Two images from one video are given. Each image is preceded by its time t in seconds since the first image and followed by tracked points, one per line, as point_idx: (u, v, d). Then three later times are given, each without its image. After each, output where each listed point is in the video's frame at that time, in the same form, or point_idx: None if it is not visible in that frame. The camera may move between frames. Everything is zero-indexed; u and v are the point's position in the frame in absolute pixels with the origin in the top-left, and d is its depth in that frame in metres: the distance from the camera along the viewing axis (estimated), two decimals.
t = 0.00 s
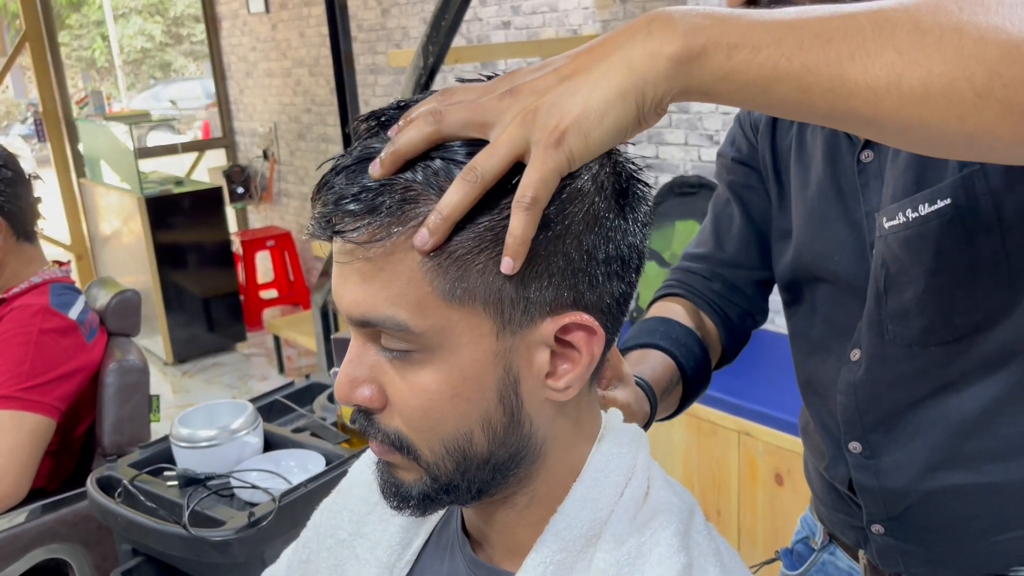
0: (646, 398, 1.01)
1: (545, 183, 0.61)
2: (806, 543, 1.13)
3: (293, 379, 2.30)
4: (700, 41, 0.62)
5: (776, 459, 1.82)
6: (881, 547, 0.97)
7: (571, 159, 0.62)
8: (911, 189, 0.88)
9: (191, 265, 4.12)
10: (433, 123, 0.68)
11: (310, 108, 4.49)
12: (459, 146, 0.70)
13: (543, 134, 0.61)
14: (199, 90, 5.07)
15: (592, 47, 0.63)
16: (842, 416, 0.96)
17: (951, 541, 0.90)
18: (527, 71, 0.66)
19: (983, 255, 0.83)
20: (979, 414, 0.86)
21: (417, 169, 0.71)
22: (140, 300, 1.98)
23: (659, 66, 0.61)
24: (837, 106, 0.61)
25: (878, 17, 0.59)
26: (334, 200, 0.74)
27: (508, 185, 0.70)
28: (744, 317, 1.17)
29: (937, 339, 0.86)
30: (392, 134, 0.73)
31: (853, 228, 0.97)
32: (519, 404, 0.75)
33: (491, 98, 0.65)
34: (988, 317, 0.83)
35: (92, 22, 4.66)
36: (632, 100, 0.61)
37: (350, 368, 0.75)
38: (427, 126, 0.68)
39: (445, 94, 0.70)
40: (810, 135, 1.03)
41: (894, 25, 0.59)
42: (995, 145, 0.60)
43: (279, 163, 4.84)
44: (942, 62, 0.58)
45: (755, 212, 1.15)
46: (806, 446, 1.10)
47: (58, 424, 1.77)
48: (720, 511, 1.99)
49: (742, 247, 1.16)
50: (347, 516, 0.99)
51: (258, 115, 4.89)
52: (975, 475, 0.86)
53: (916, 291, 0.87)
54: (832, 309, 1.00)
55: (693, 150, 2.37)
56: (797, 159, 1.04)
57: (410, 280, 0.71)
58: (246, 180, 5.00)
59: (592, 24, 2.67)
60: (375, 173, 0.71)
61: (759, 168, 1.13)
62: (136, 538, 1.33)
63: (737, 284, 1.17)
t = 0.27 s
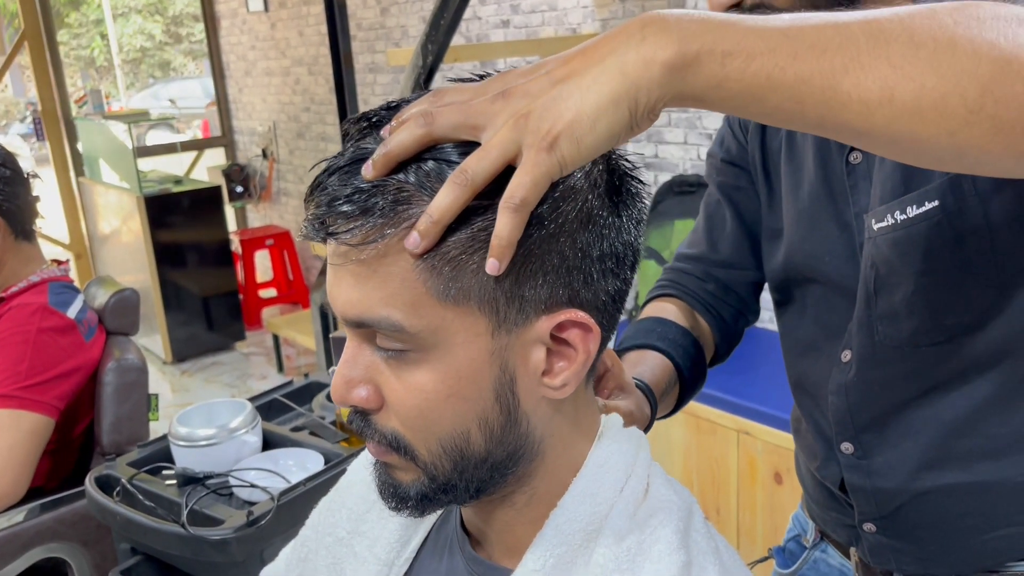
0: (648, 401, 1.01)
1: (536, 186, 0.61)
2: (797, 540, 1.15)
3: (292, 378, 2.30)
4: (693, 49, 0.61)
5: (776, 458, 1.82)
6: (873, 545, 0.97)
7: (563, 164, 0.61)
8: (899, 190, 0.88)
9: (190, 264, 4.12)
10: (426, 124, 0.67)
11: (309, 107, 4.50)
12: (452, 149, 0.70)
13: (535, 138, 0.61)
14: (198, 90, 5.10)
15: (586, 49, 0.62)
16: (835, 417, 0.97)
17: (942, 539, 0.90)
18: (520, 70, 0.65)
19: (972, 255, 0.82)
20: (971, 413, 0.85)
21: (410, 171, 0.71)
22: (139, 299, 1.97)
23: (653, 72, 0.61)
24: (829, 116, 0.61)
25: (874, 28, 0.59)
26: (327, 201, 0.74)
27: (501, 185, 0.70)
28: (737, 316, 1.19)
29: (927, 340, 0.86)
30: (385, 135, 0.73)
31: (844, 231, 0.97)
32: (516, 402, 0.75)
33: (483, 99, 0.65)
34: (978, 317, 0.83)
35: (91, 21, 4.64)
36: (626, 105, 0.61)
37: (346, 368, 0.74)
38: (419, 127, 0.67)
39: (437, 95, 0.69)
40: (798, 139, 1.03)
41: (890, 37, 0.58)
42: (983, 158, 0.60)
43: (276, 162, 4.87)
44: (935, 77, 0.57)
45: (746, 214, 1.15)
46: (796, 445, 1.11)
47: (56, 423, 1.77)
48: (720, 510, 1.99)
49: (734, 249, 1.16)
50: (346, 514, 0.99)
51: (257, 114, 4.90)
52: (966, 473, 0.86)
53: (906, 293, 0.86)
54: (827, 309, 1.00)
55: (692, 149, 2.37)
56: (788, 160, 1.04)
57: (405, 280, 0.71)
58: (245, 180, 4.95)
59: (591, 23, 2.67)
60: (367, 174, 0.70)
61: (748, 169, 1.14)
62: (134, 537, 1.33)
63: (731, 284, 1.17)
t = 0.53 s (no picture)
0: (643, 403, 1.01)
1: (523, 186, 0.61)
2: (782, 535, 1.14)
3: (292, 378, 2.30)
4: (681, 48, 0.61)
5: (774, 457, 1.82)
6: (856, 541, 0.97)
7: (551, 164, 0.61)
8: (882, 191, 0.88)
9: (189, 263, 4.13)
10: (416, 124, 0.67)
11: (309, 106, 4.51)
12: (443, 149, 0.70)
13: (522, 139, 0.61)
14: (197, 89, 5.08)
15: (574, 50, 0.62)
16: (819, 414, 0.97)
17: (927, 534, 0.91)
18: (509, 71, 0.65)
19: (955, 252, 0.82)
20: (955, 409, 0.86)
21: (402, 169, 0.71)
22: (139, 298, 1.98)
23: (641, 72, 0.61)
24: (818, 116, 0.60)
25: (861, 27, 0.59)
26: (321, 199, 0.74)
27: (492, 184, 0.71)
28: (725, 315, 1.20)
29: (910, 338, 0.86)
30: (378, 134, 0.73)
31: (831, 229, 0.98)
32: (510, 399, 0.75)
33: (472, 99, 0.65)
34: (960, 316, 0.83)
35: (91, 20, 4.62)
36: (613, 106, 0.61)
37: (341, 366, 0.74)
38: (409, 126, 0.68)
39: (427, 93, 0.70)
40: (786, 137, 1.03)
41: (876, 36, 0.58)
42: (972, 158, 0.59)
43: (276, 161, 4.89)
44: (922, 75, 0.57)
45: (733, 214, 1.17)
46: (782, 441, 1.11)
47: (55, 422, 1.77)
48: (719, 509, 1.99)
49: (723, 249, 1.18)
50: (343, 512, 0.99)
51: (257, 114, 4.92)
52: (948, 470, 0.87)
53: (889, 291, 0.87)
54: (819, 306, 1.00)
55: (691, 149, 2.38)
56: (773, 158, 1.05)
57: (397, 278, 0.71)
58: (244, 178, 4.93)
59: (590, 23, 2.67)
60: (360, 173, 0.71)
61: (734, 168, 1.16)
62: (132, 535, 1.33)
63: (719, 283, 1.18)
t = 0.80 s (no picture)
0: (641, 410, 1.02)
1: (509, 197, 0.61)
2: (768, 531, 1.15)
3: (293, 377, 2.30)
4: (671, 65, 0.62)
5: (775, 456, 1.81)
6: (840, 537, 0.98)
7: (537, 176, 0.61)
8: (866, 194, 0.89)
9: (188, 262, 4.13)
10: (406, 132, 0.67)
11: (309, 105, 4.54)
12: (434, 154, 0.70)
13: (511, 150, 0.61)
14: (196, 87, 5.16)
15: (565, 62, 0.62)
16: (805, 414, 0.98)
17: (911, 532, 0.91)
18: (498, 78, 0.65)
19: (938, 254, 0.83)
20: (938, 407, 0.87)
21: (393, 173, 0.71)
22: (139, 297, 1.98)
23: (630, 89, 0.61)
24: (803, 135, 0.61)
25: (847, 47, 0.59)
26: (316, 204, 0.74)
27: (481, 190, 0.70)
28: (712, 316, 1.20)
29: (893, 339, 0.87)
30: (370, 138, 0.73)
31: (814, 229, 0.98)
32: (505, 396, 0.75)
33: (461, 107, 0.64)
34: (942, 319, 0.84)
35: (91, 20, 4.61)
36: (602, 120, 0.61)
37: (338, 367, 0.75)
38: (399, 135, 0.67)
39: (417, 99, 0.69)
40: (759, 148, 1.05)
41: (862, 56, 0.59)
42: (948, 174, 0.59)
43: (276, 160, 4.89)
44: (906, 97, 0.57)
45: (718, 215, 1.19)
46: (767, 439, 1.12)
47: (55, 421, 1.77)
48: (718, 509, 2.00)
49: (710, 251, 1.19)
50: (343, 512, 0.99)
51: (256, 113, 4.95)
52: (931, 468, 0.88)
53: (874, 293, 0.87)
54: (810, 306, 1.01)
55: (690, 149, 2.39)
56: (758, 160, 1.07)
57: (391, 278, 0.71)
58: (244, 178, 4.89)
59: (589, 22, 2.68)
60: (351, 178, 0.71)
61: (719, 171, 1.18)
62: (132, 534, 1.33)
63: (706, 285, 1.19)
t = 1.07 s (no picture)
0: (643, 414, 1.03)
1: (507, 206, 0.60)
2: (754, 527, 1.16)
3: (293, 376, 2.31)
4: (673, 81, 0.61)
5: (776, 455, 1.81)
6: (829, 534, 0.98)
7: (536, 187, 0.60)
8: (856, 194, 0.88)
9: (189, 261, 4.13)
10: (404, 146, 0.64)
11: (309, 105, 4.56)
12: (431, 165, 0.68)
13: (510, 160, 0.60)
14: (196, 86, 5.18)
15: (562, 72, 0.62)
16: (795, 414, 0.97)
17: (900, 529, 0.91)
18: (497, 86, 0.63)
19: (927, 255, 0.83)
20: (930, 407, 0.88)
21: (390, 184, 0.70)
22: (140, 297, 1.98)
23: (632, 104, 0.60)
24: (800, 153, 0.61)
25: (845, 65, 0.60)
26: (314, 213, 0.73)
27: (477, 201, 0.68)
28: (701, 318, 1.21)
29: (885, 339, 0.87)
30: (367, 144, 0.71)
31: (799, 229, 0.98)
32: (507, 398, 0.75)
33: (459, 118, 0.63)
34: (933, 318, 0.85)
35: (91, 19, 4.54)
36: (603, 133, 0.61)
37: (340, 372, 0.75)
38: (397, 148, 0.64)
39: (414, 108, 0.66)
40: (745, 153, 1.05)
41: (859, 75, 0.59)
42: (927, 186, 0.60)
43: (276, 160, 4.89)
44: (901, 117, 0.58)
45: (709, 221, 1.20)
46: (757, 435, 1.12)
47: (56, 421, 1.78)
48: (718, 506, 2.00)
49: (700, 253, 1.20)
50: (346, 510, 1.00)
51: (256, 113, 4.97)
52: (922, 467, 0.88)
53: (866, 293, 0.87)
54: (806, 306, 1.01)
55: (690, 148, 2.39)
56: (746, 162, 1.06)
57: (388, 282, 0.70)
58: (244, 177, 4.85)
59: (590, 22, 2.68)
60: (347, 189, 0.69)
61: (708, 174, 1.18)
62: (133, 533, 1.34)
63: (695, 287, 1.19)
